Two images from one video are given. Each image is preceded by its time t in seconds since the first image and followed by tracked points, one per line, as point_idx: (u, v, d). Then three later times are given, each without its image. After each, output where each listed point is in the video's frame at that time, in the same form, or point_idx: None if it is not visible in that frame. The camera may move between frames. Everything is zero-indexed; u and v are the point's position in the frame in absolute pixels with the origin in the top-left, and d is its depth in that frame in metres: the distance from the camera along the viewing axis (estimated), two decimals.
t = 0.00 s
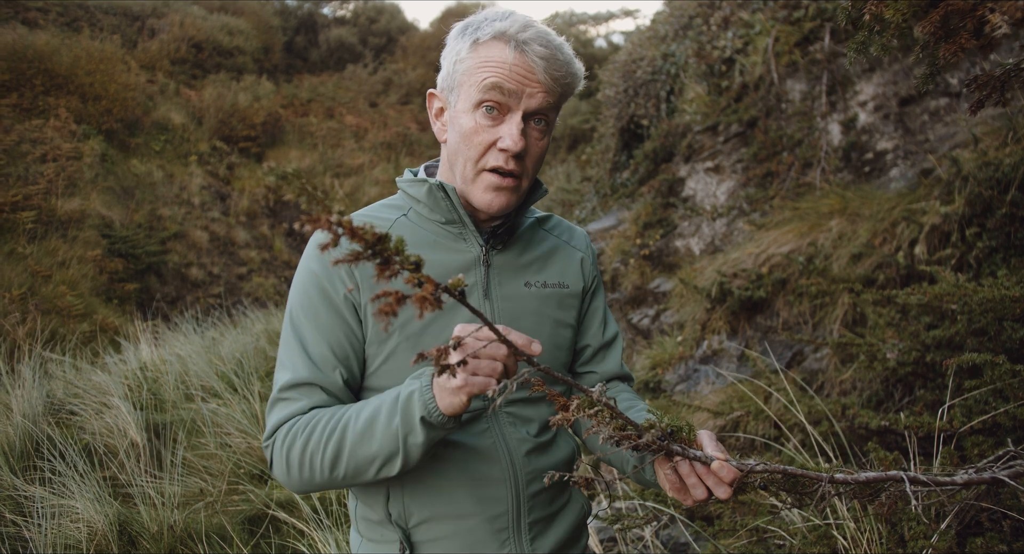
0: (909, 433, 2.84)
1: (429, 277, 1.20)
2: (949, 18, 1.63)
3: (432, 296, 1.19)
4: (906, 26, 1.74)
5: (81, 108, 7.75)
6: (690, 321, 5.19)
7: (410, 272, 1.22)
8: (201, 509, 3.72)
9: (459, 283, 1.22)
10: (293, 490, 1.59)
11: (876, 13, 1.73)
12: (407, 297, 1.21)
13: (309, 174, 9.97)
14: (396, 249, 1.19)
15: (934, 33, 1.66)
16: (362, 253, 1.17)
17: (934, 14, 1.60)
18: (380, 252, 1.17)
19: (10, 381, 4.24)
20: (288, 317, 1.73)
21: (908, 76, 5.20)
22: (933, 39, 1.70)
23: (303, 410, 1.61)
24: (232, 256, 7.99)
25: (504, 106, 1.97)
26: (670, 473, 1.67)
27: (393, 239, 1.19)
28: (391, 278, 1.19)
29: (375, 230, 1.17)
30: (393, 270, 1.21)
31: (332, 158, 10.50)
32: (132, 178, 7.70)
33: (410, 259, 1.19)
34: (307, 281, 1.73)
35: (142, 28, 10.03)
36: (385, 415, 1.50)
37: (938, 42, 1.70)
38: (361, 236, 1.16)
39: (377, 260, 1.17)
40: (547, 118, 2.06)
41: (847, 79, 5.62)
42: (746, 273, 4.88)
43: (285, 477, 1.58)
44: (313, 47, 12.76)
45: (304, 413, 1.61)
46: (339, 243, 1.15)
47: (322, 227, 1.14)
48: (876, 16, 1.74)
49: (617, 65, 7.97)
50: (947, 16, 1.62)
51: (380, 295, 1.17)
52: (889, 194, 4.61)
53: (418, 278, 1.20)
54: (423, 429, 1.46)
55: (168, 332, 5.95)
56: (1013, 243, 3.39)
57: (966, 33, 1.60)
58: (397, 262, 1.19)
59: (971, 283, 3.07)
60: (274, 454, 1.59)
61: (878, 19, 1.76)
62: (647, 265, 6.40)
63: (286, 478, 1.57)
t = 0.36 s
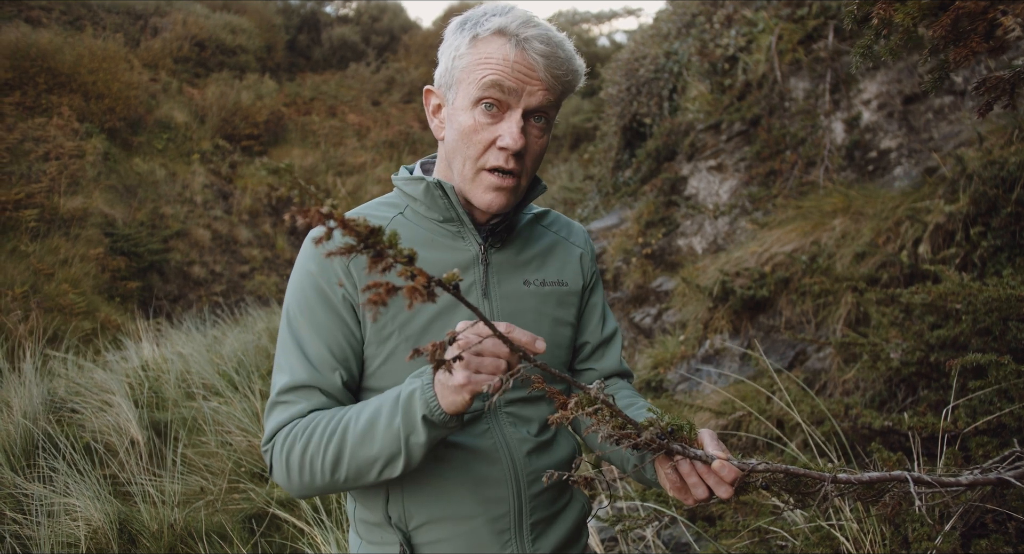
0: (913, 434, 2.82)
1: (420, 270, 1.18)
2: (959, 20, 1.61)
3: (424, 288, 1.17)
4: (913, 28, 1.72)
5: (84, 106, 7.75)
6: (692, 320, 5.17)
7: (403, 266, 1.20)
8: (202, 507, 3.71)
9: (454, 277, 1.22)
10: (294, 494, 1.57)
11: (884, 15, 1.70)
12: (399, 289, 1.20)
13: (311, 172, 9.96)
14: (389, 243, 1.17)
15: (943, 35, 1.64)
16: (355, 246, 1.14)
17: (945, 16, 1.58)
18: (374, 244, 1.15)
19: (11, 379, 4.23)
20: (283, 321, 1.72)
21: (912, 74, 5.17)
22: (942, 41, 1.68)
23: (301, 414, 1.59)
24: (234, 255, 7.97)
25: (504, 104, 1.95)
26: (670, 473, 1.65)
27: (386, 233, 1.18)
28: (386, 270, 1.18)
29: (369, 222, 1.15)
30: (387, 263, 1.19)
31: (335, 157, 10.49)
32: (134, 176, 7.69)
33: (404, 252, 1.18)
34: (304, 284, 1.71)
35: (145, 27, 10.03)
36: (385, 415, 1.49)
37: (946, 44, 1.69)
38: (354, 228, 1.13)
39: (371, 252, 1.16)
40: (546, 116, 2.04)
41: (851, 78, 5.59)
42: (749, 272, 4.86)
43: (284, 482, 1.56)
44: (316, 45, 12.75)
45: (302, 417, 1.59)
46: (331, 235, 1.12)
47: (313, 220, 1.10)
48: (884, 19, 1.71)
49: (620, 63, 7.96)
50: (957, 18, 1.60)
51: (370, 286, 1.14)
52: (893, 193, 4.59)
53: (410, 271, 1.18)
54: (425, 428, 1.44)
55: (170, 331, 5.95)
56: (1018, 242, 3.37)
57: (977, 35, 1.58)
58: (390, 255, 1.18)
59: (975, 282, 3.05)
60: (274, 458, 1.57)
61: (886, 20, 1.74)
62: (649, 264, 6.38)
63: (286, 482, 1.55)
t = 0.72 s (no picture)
0: (913, 440, 2.81)
1: (402, 287, 1.17)
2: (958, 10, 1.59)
3: (405, 310, 1.17)
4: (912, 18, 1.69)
5: (84, 108, 7.74)
6: (691, 324, 5.16)
7: (386, 283, 1.18)
8: (198, 511, 3.68)
9: (439, 290, 1.19)
10: (307, 483, 1.53)
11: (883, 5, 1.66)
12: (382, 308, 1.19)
13: (311, 175, 9.96)
14: (370, 260, 1.16)
15: (943, 26, 1.61)
16: (334, 265, 1.14)
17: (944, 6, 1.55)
18: (354, 263, 1.14)
19: (9, 382, 4.21)
20: (292, 310, 1.71)
21: (912, 78, 5.15)
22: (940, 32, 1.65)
23: (315, 400, 1.57)
24: (233, 257, 7.96)
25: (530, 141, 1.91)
26: (667, 479, 1.64)
27: (366, 250, 1.17)
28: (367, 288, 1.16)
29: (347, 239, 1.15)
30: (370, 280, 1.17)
31: (335, 160, 10.49)
32: (134, 178, 7.67)
33: (385, 269, 1.16)
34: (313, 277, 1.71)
35: (146, 29, 10.02)
36: (407, 391, 1.46)
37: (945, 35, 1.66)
38: (333, 247, 1.13)
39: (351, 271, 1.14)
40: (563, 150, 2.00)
41: (851, 81, 5.57)
42: (748, 276, 4.85)
43: (297, 470, 1.52)
44: (316, 48, 12.75)
45: (316, 403, 1.57)
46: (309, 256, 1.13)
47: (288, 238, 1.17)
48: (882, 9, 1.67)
49: (620, 66, 7.95)
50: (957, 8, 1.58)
51: (351, 311, 1.14)
52: (893, 197, 4.57)
53: (393, 289, 1.18)
54: (450, 395, 1.41)
55: (169, 333, 5.93)
56: (1019, 247, 3.35)
57: (977, 26, 1.55)
58: (372, 272, 1.16)
59: (976, 287, 3.03)
60: (288, 448, 1.54)
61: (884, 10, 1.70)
62: (649, 268, 6.36)
63: (300, 470, 1.51)
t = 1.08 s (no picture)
0: (917, 445, 2.79)
1: (410, 258, 1.15)
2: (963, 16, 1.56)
3: (414, 275, 1.14)
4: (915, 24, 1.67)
5: (90, 112, 7.78)
6: (696, 328, 5.15)
7: (395, 255, 1.17)
8: (202, 515, 3.69)
9: (447, 268, 1.17)
10: (312, 474, 1.49)
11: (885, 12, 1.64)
12: (388, 278, 1.17)
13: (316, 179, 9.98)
14: (381, 231, 1.15)
15: (947, 32, 1.58)
16: (345, 233, 1.13)
17: (948, 13, 1.53)
18: (365, 231, 1.14)
19: (14, 386, 4.23)
20: (310, 297, 1.71)
21: (918, 81, 5.12)
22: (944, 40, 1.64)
23: (334, 386, 1.56)
24: (238, 261, 7.98)
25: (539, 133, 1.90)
26: (670, 481, 1.62)
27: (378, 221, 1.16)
28: (375, 258, 1.16)
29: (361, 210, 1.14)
30: (378, 252, 1.17)
31: (340, 164, 10.51)
32: (140, 182, 7.70)
33: (395, 240, 1.15)
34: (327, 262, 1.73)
35: (151, 33, 10.07)
36: (436, 397, 1.44)
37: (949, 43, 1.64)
38: (346, 215, 1.12)
39: (362, 239, 1.14)
40: (572, 147, 2.00)
41: (855, 84, 5.55)
42: (753, 280, 4.84)
43: (306, 459, 1.49)
44: (321, 52, 12.79)
45: (336, 390, 1.55)
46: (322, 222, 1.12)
47: (302, 202, 1.08)
48: (885, 15, 1.65)
49: (624, 70, 7.95)
50: (960, 15, 1.55)
51: (359, 270, 1.14)
52: (898, 200, 4.54)
53: (401, 259, 1.15)
54: (478, 413, 1.40)
55: (174, 337, 5.95)
56: None
57: (980, 34, 1.53)
58: (381, 242, 1.16)
59: (982, 290, 3.00)
60: (300, 432, 1.51)
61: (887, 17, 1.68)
62: (653, 272, 6.35)
63: (309, 459, 1.48)
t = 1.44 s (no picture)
0: (924, 450, 2.77)
1: (411, 269, 1.12)
2: (967, 25, 1.53)
3: (416, 289, 1.11)
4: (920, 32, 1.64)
5: (98, 117, 7.84)
6: (702, 332, 5.13)
7: (396, 266, 1.13)
8: (209, 519, 3.71)
9: (449, 278, 1.13)
10: (318, 476, 1.49)
11: (889, 19, 1.62)
12: (389, 291, 1.13)
13: (323, 183, 10.00)
14: (380, 241, 1.12)
15: (951, 41, 1.56)
16: (344, 245, 1.09)
17: (952, 21, 1.50)
18: (364, 243, 1.10)
19: (22, 389, 4.24)
20: (313, 303, 1.73)
21: (924, 84, 5.09)
22: (949, 48, 1.61)
23: (336, 389, 1.56)
24: (246, 265, 7.99)
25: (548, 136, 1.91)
26: (675, 487, 1.62)
27: (378, 232, 1.12)
28: (375, 270, 1.12)
29: (361, 219, 1.10)
30: (378, 263, 1.14)
31: (346, 168, 10.51)
32: (148, 186, 7.74)
33: (396, 252, 1.11)
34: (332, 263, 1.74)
35: (159, 38, 10.14)
36: (431, 389, 1.42)
37: (954, 50, 1.62)
38: (344, 224, 1.09)
39: (360, 251, 1.10)
40: (580, 151, 2.01)
41: (862, 87, 5.52)
42: (759, 284, 4.83)
43: (311, 462, 1.50)
44: (328, 56, 12.84)
45: (338, 392, 1.56)
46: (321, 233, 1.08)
47: (300, 213, 1.06)
48: (889, 23, 1.63)
49: (630, 73, 7.95)
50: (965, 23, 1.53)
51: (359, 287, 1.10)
52: (905, 204, 4.51)
53: (402, 272, 1.12)
54: (472, 397, 1.37)
55: (181, 341, 5.97)
56: None
57: (986, 40, 1.51)
58: (382, 254, 1.12)
59: (990, 295, 2.98)
60: (303, 435, 1.52)
61: (892, 25, 1.65)
62: (659, 276, 6.34)
63: (313, 461, 1.49)
